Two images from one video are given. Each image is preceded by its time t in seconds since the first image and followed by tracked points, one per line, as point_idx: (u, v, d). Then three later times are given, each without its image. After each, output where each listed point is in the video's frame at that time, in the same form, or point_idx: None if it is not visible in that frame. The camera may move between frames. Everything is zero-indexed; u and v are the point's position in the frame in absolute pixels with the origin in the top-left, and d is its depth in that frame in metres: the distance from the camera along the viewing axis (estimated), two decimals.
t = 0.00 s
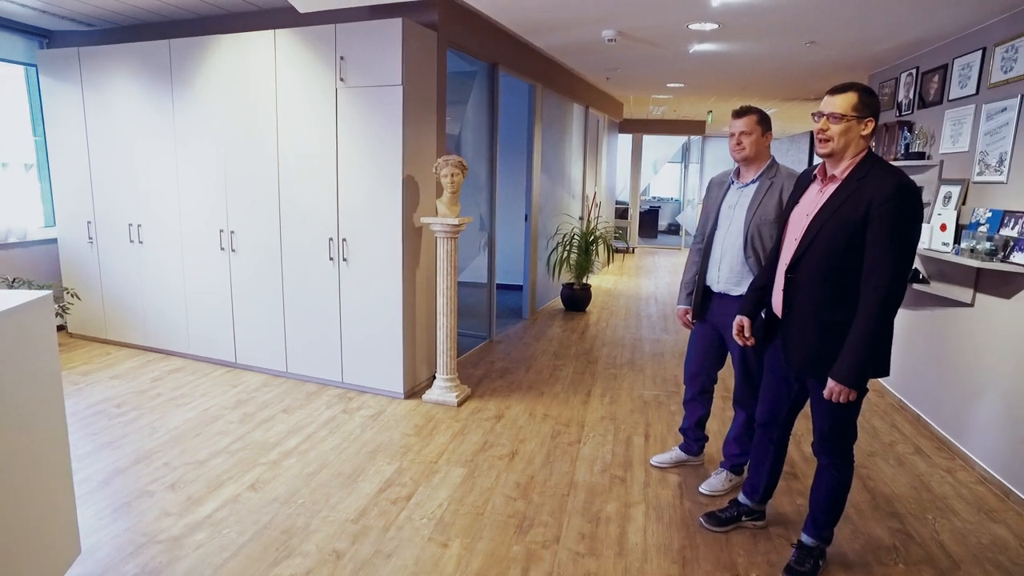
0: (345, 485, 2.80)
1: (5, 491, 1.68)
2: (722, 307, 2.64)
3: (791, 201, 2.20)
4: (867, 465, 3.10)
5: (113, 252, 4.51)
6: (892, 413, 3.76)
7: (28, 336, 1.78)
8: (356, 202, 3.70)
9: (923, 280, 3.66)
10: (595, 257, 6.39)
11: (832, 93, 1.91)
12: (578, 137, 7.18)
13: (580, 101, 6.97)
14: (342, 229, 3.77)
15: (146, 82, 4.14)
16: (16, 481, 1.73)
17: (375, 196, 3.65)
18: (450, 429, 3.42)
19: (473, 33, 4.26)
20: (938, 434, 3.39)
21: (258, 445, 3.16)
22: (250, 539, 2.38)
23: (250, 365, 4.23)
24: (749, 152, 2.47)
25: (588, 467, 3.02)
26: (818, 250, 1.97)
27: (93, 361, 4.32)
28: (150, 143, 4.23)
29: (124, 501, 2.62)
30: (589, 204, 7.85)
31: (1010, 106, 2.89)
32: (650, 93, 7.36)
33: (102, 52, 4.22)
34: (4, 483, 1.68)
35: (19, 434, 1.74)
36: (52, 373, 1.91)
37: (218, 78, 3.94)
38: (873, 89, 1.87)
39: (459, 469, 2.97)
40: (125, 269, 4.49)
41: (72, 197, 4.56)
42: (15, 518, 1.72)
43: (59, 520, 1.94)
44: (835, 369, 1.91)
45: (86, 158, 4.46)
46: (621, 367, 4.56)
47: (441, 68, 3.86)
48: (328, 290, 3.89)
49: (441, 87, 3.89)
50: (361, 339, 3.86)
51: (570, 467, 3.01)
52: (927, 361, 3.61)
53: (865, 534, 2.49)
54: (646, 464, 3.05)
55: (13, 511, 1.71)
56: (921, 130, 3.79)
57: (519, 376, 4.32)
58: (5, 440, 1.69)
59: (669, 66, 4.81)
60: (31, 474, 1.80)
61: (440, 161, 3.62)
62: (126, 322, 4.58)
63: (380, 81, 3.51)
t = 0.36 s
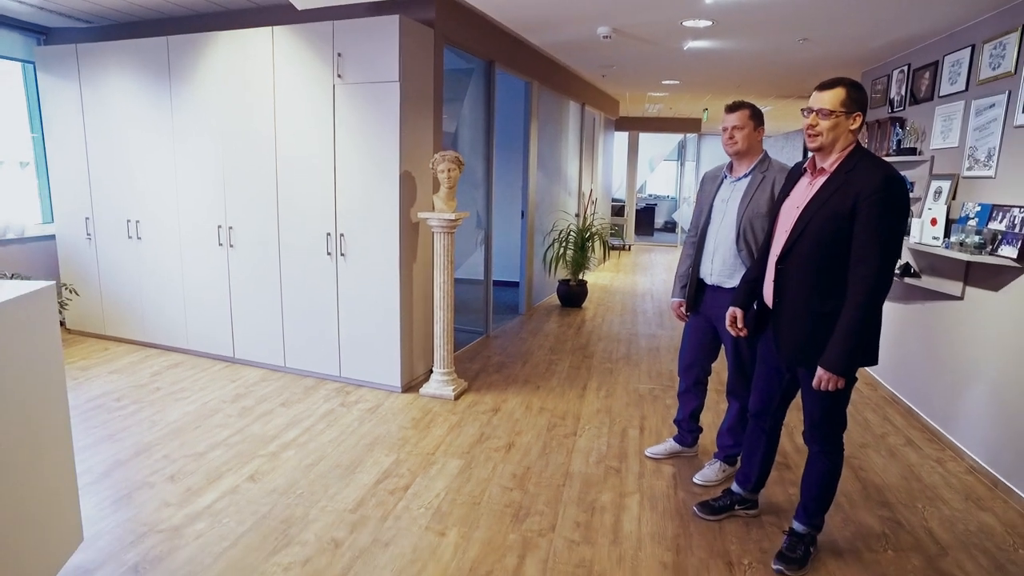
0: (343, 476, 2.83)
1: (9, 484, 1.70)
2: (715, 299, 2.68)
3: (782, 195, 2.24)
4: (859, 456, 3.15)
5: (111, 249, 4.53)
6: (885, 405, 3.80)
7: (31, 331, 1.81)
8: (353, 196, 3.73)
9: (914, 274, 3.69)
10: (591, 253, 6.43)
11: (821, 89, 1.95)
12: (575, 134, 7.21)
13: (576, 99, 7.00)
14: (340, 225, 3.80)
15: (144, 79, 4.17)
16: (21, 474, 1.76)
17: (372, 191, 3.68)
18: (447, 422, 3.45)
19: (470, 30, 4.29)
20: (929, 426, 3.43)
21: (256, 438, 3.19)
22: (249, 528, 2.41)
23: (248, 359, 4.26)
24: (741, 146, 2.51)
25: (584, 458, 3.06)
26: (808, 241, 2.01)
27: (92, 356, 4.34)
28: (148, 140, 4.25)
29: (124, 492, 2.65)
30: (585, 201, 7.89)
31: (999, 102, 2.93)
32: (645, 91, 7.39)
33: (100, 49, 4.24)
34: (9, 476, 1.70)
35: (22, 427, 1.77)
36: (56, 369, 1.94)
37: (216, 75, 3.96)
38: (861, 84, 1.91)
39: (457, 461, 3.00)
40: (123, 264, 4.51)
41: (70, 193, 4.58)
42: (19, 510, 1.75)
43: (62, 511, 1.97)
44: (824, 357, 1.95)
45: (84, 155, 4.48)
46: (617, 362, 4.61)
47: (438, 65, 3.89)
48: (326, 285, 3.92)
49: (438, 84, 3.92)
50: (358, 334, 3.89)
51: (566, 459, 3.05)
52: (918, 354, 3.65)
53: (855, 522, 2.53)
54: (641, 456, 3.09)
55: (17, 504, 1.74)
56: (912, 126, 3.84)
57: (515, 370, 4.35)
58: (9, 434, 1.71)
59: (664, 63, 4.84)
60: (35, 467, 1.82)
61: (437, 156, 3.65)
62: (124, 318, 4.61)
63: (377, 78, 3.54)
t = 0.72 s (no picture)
0: (341, 467, 2.83)
1: (7, 478, 1.71)
2: (711, 290, 2.69)
3: (778, 184, 2.24)
4: (854, 446, 3.16)
5: (106, 241, 4.51)
6: (880, 396, 3.82)
7: (27, 324, 1.80)
8: (349, 188, 3.72)
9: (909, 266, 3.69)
10: (587, 246, 6.43)
11: (820, 77, 1.96)
12: (571, 127, 7.19)
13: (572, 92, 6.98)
14: (336, 216, 3.79)
15: (138, 71, 4.14)
16: (18, 468, 1.76)
17: (368, 182, 3.67)
18: (444, 413, 3.46)
19: (466, 21, 4.27)
20: (923, 417, 3.45)
21: (253, 430, 3.19)
22: (246, 519, 2.41)
23: (245, 352, 4.26)
24: (738, 136, 2.51)
25: (580, 449, 3.07)
26: (803, 231, 2.02)
27: (88, 349, 4.33)
28: (143, 132, 4.23)
29: (121, 484, 2.64)
30: (581, 194, 7.89)
31: (994, 93, 2.94)
32: (642, 83, 7.37)
33: (94, 40, 4.21)
34: (7, 470, 1.71)
35: (20, 420, 1.77)
36: (52, 360, 1.94)
37: (211, 66, 3.94)
38: (859, 74, 1.92)
39: (453, 452, 3.00)
40: (119, 257, 4.50)
41: (64, 186, 4.56)
42: (17, 503, 1.75)
43: (60, 503, 1.98)
44: (819, 347, 1.96)
45: (78, 147, 4.45)
46: (614, 354, 4.61)
47: (434, 56, 3.88)
48: (322, 277, 3.91)
49: (434, 75, 3.91)
50: (355, 326, 3.89)
51: (563, 449, 3.06)
52: (913, 345, 3.67)
53: (850, 511, 2.54)
54: (637, 446, 3.10)
55: (15, 497, 1.74)
56: (909, 118, 3.84)
57: (512, 362, 4.36)
58: (7, 428, 1.71)
59: (661, 55, 4.83)
60: (33, 459, 1.83)
61: (434, 148, 3.64)
62: (120, 311, 4.59)
63: (373, 69, 3.53)
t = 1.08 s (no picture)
0: (339, 463, 2.82)
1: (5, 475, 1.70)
2: (710, 285, 2.69)
3: (777, 179, 2.24)
4: (852, 441, 3.17)
5: (102, 237, 4.49)
6: (877, 391, 3.84)
7: (23, 321, 1.79)
8: (346, 183, 3.71)
9: (907, 260, 3.71)
10: (585, 241, 6.43)
11: (821, 70, 1.96)
12: (569, 122, 7.17)
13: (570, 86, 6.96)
14: (333, 212, 3.78)
15: (133, 65, 4.11)
16: (17, 464, 1.76)
17: (366, 177, 3.65)
18: (442, 409, 3.45)
19: (463, 16, 4.24)
20: (920, 411, 3.46)
21: (251, 426, 3.18)
22: (245, 515, 2.40)
23: (242, 348, 4.25)
24: (737, 131, 2.50)
25: (579, 444, 3.07)
26: (802, 227, 2.01)
27: (84, 345, 4.31)
28: (138, 126, 4.20)
29: (118, 481, 2.63)
30: (578, 189, 7.87)
31: (993, 88, 2.94)
32: (640, 78, 7.35)
33: (88, 34, 4.18)
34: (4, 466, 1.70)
35: (17, 417, 1.76)
36: (50, 358, 1.93)
37: (207, 60, 3.91)
38: (860, 68, 1.91)
39: (452, 447, 3.00)
40: (115, 253, 4.47)
41: (59, 181, 4.53)
42: (15, 499, 1.75)
43: (59, 500, 1.97)
44: (819, 342, 1.96)
45: (73, 142, 4.42)
46: (612, 349, 4.61)
47: (431, 50, 3.85)
48: (320, 272, 3.89)
49: (431, 70, 3.89)
50: (352, 321, 3.88)
51: (562, 444, 3.06)
52: (911, 340, 3.68)
53: (848, 506, 2.55)
54: (636, 442, 3.11)
55: (13, 493, 1.74)
56: (907, 113, 3.84)
57: (510, 358, 4.35)
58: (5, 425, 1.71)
59: (659, 49, 4.82)
60: (31, 455, 1.82)
61: (432, 142, 3.62)
62: (117, 307, 4.57)
63: (370, 63, 3.51)
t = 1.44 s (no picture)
0: (344, 462, 2.83)
1: (12, 476, 1.69)
2: (715, 284, 2.70)
3: (784, 178, 2.24)
4: (854, 438, 3.19)
5: (102, 235, 4.47)
6: (879, 389, 3.86)
7: (31, 320, 1.79)
8: (348, 181, 3.70)
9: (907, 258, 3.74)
10: (585, 239, 6.43)
11: (829, 70, 1.97)
12: (569, 120, 7.17)
13: (569, 84, 6.95)
14: (335, 210, 3.77)
15: (133, 62, 4.09)
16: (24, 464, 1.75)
17: (368, 175, 3.64)
18: (445, 407, 3.45)
19: (465, 14, 4.24)
20: (921, 409, 3.48)
21: (254, 425, 3.17)
22: (251, 514, 2.40)
23: (243, 347, 4.24)
24: (742, 130, 2.51)
25: (583, 442, 3.08)
26: (809, 226, 2.02)
27: (85, 344, 4.30)
28: (139, 124, 4.19)
29: (122, 481, 2.63)
30: (577, 186, 7.87)
31: (996, 87, 2.95)
32: (639, 75, 7.35)
33: (88, 31, 4.16)
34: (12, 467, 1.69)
35: (24, 417, 1.75)
36: (58, 358, 1.92)
37: (208, 58, 3.90)
38: (869, 68, 1.93)
39: (457, 446, 3.01)
40: (115, 251, 4.46)
41: (59, 179, 4.51)
42: (23, 500, 1.74)
43: (66, 500, 1.96)
44: (825, 341, 1.97)
45: (72, 140, 4.40)
46: (613, 347, 4.62)
47: (434, 48, 3.85)
48: (322, 271, 3.89)
49: (433, 68, 3.88)
50: (355, 320, 3.87)
51: (566, 443, 3.07)
52: (912, 338, 3.70)
53: (852, 503, 2.57)
54: (640, 440, 3.11)
55: (20, 495, 1.72)
56: (908, 111, 3.85)
57: (512, 356, 4.36)
58: (12, 425, 1.70)
59: (660, 47, 4.82)
60: (38, 456, 1.81)
61: (434, 140, 3.62)
62: (117, 305, 4.56)
63: (373, 61, 3.50)
